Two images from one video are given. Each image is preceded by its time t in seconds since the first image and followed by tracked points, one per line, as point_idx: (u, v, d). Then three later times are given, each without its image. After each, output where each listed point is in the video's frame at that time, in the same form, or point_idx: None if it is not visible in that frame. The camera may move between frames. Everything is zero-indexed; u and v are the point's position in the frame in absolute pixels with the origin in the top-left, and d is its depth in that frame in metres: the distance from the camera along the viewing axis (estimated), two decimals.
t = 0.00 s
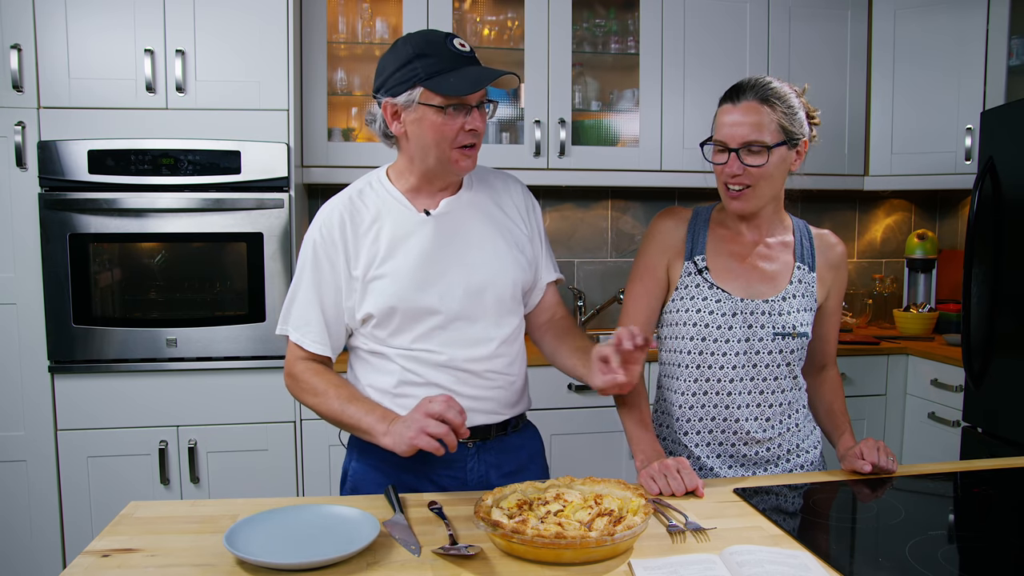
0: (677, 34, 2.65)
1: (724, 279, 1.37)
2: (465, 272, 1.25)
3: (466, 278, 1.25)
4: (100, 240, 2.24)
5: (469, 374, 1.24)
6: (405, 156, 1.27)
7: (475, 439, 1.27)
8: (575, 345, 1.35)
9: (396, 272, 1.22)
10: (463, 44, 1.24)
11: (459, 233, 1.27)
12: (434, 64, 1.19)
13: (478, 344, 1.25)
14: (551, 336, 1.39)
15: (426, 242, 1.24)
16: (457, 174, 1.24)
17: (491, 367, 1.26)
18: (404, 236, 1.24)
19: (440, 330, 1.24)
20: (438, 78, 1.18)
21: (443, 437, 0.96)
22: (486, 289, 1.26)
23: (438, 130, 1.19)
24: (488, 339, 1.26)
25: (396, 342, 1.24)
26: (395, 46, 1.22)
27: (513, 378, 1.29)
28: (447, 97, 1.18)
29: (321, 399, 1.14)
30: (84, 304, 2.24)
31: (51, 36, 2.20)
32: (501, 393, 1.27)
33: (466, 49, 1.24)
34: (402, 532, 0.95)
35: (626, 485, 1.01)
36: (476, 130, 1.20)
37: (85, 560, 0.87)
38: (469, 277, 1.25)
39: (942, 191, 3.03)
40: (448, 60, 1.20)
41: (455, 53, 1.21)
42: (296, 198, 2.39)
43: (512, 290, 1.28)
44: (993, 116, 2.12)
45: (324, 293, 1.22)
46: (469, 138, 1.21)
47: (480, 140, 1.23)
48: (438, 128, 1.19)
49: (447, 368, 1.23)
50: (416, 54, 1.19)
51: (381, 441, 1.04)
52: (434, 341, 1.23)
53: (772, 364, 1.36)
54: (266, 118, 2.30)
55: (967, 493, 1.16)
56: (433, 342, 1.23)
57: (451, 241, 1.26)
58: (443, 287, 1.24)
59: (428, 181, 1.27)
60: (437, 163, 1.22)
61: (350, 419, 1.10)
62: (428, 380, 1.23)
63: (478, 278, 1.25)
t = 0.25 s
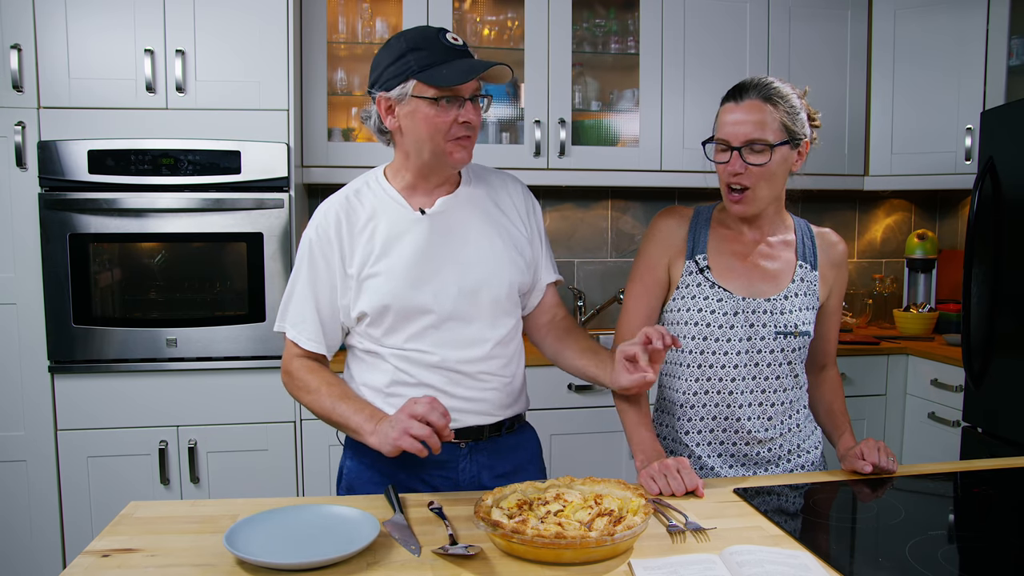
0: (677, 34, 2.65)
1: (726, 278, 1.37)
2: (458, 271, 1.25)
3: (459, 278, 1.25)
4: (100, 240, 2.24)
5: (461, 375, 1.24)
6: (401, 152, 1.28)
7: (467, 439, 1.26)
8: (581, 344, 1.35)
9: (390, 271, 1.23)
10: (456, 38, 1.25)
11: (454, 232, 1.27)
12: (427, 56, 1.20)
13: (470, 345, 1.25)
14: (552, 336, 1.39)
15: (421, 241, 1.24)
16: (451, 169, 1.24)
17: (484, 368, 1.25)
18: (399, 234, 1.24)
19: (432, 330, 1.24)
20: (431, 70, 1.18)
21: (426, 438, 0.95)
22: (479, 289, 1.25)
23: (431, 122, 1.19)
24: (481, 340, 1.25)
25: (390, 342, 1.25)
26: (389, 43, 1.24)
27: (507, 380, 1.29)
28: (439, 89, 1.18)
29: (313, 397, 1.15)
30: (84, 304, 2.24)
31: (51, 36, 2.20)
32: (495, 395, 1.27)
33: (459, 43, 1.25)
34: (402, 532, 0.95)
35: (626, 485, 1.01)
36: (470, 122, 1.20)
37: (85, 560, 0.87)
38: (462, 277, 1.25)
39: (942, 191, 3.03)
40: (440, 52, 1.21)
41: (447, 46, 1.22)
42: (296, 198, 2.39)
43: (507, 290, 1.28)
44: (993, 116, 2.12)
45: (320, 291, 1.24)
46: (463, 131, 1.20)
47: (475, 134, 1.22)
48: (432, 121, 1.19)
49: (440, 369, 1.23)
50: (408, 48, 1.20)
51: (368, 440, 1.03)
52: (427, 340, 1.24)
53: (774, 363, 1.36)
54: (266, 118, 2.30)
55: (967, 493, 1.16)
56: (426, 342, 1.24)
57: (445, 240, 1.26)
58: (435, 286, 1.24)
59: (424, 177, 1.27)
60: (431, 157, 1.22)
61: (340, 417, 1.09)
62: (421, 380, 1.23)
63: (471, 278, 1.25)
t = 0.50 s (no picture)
0: (677, 34, 2.65)
1: (727, 276, 1.37)
2: (455, 264, 1.25)
3: (456, 270, 1.25)
4: (100, 240, 2.24)
5: (458, 368, 1.24)
6: (399, 144, 1.28)
7: (464, 441, 1.25)
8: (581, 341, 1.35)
9: (388, 263, 1.23)
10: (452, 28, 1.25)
11: (452, 225, 1.27)
12: (424, 46, 1.20)
13: (467, 338, 1.25)
14: (551, 333, 1.39)
15: (418, 233, 1.25)
16: (449, 160, 1.25)
17: (481, 362, 1.25)
18: (397, 227, 1.25)
19: (429, 323, 1.24)
20: (428, 59, 1.19)
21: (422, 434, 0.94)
22: (477, 282, 1.26)
23: (428, 112, 1.20)
24: (478, 334, 1.25)
25: (388, 336, 1.24)
26: (386, 34, 1.24)
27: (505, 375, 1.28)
28: (437, 77, 1.19)
29: (311, 390, 1.15)
30: (84, 304, 2.24)
31: (51, 37, 2.20)
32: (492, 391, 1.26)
33: (456, 32, 1.25)
34: (402, 532, 0.95)
35: (626, 485, 1.01)
36: (468, 112, 1.21)
37: (85, 560, 0.87)
38: (459, 269, 1.25)
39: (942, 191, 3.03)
40: (437, 41, 1.21)
41: (444, 35, 1.22)
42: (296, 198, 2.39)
43: (504, 284, 1.28)
44: (993, 117, 2.12)
45: (317, 283, 1.24)
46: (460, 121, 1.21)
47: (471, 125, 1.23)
48: (428, 111, 1.20)
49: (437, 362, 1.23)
50: (405, 38, 1.21)
51: (365, 433, 1.03)
52: (424, 333, 1.24)
53: (774, 361, 1.36)
54: (266, 118, 2.30)
55: (967, 493, 1.16)
56: (424, 335, 1.24)
57: (443, 233, 1.26)
58: (432, 278, 1.24)
59: (422, 169, 1.28)
60: (428, 147, 1.23)
61: (337, 411, 1.09)
62: (417, 375, 1.23)
63: (468, 271, 1.25)
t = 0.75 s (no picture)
0: (677, 34, 2.65)
1: (727, 275, 1.37)
2: (455, 261, 1.25)
3: (456, 267, 1.25)
4: (100, 240, 2.24)
5: (456, 367, 1.24)
6: (399, 141, 1.28)
7: (466, 446, 1.26)
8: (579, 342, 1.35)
9: (388, 260, 1.23)
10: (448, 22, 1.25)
11: (452, 222, 1.27)
12: (419, 38, 1.20)
13: (467, 337, 1.24)
14: (551, 333, 1.39)
15: (418, 229, 1.25)
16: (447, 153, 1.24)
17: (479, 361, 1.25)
18: (397, 223, 1.25)
19: (428, 321, 1.23)
20: (422, 51, 1.19)
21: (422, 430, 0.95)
22: (476, 280, 1.25)
23: (422, 104, 1.20)
24: (477, 332, 1.25)
25: (387, 334, 1.24)
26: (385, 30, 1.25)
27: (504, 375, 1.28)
28: (431, 70, 1.19)
29: (310, 388, 1.15)
30: (84, 304, 2.24)
31: (51, 37, 2.20)
32: (491, 390, 1.26)
33: (452, 26, 1.25)
34: (402, 532, 0.95)
35: (626, 485, 1.01)
36: (463, 104, 1.20)
37: (85, 560, 0.87)
38: (459, 267, 1.25)
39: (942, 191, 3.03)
40: (431, 34, 1.21)
41: (439, 27, 1.22)
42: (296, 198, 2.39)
43: (504, 282, 1.28)
44: (993, 117, 2.12)
45: (316, 280, 1.24)
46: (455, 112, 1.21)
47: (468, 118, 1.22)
48: (423, 103, 1.20)
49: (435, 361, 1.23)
50: (401, 31, 1.21)
51: (365, 432, 1.03)
52: (423, 331, 1.23)
53: (774, 361, 1.36)
54: (266, 118, 2.30)
55: (967, 493, 1.15)
56: (423, 333, 1.24)
57: (443, 229, 1.26)
58: (431, 275, 1.24)
59: (420, 165, 1.27)
60: (425, 141, 1.22)
61: (336, 409, 1.09)
62: (416, 374, 1.23)
63: (468, 268, 1.25)
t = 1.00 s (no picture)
0: (677, 34, 2.65)
1: (726, 275, 1.37)
2: (463, 261, 1.25)
3: (463, 267, 1.25)
4: (100, 240, 2.24)
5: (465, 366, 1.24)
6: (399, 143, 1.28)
7: (470, 443, 1.27)
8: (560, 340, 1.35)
9: (395, 260, 1.23)
10: (443, 23, 1.24)
11: (458, 221, 1.27)
12: (408, 41, 1.21)
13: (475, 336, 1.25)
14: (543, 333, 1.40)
15: (426, 228, 1.25)
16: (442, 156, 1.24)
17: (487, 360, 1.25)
18: (404, 223, 1.24)
19: (436, 320, 1.23)
20: (408, 55, 1.20)
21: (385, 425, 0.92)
22: (484, 279, 1.26)
23: (410, 107, 1.20)
24: (485, 332, 1.25)
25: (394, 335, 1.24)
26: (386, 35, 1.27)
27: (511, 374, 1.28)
28: (417, 74, 1.19)
29: (306, 388, 1.13)
30: (84, 304, 2.24)
31: (51, 36, 2.20)
32: (498, 389, 1.27)
33: (446, 28, 1.23)
34: (402, 532, 0.95)
35: (626, 485, 1.01)
36: (452, 106, 1.19)
37: (85, 560, 0.87)
38: (467, 266, 1.25)
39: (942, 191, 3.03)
40: (421, 37, 1.21)
41: (430, 31, 1.22)
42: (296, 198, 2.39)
43: (510, 281, 1.28)
44: (993, 117, 2.12)
45: (324, 280, 1.23)
46: (442, 114, 1.19)
47: (461, 120, 1.21)
48: (409, 106, 1.20)
49: (443, 361, 1.23)
50: (394, 35, 1.23)
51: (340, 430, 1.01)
52: (431, 331, 1.23)
53: (774, 361, 1.36)
54: (266, 118, 2.30)
55: (967, 493, 1.16)
56: (430, 333, 1.23)
57: (450, 229, 1.26)
58: (440, 274, 1.24)
59: (421, 166, 1.27)
60: (416, 144, 1.23)
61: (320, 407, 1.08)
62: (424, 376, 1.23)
63: (475, 267, 1.26)
